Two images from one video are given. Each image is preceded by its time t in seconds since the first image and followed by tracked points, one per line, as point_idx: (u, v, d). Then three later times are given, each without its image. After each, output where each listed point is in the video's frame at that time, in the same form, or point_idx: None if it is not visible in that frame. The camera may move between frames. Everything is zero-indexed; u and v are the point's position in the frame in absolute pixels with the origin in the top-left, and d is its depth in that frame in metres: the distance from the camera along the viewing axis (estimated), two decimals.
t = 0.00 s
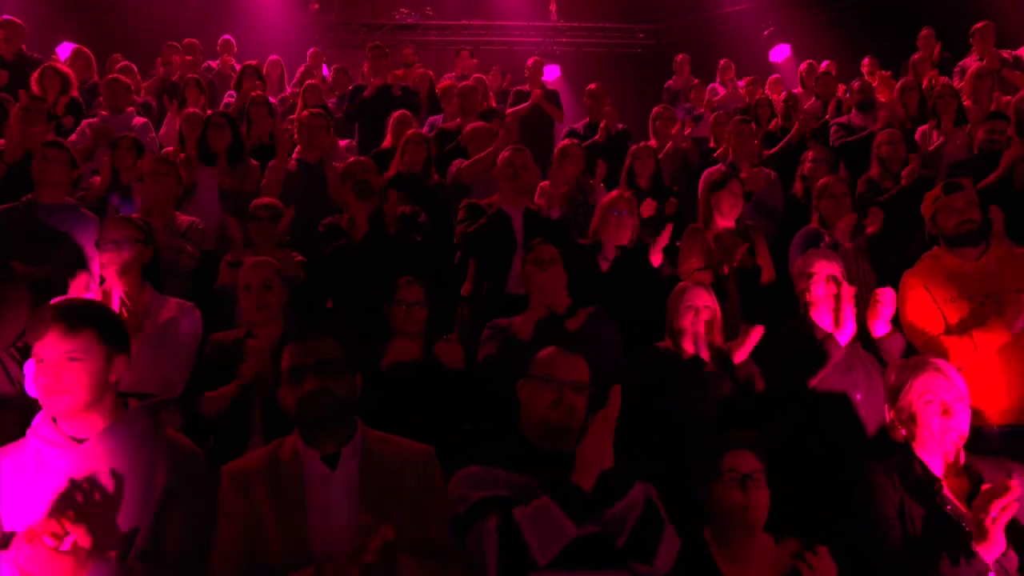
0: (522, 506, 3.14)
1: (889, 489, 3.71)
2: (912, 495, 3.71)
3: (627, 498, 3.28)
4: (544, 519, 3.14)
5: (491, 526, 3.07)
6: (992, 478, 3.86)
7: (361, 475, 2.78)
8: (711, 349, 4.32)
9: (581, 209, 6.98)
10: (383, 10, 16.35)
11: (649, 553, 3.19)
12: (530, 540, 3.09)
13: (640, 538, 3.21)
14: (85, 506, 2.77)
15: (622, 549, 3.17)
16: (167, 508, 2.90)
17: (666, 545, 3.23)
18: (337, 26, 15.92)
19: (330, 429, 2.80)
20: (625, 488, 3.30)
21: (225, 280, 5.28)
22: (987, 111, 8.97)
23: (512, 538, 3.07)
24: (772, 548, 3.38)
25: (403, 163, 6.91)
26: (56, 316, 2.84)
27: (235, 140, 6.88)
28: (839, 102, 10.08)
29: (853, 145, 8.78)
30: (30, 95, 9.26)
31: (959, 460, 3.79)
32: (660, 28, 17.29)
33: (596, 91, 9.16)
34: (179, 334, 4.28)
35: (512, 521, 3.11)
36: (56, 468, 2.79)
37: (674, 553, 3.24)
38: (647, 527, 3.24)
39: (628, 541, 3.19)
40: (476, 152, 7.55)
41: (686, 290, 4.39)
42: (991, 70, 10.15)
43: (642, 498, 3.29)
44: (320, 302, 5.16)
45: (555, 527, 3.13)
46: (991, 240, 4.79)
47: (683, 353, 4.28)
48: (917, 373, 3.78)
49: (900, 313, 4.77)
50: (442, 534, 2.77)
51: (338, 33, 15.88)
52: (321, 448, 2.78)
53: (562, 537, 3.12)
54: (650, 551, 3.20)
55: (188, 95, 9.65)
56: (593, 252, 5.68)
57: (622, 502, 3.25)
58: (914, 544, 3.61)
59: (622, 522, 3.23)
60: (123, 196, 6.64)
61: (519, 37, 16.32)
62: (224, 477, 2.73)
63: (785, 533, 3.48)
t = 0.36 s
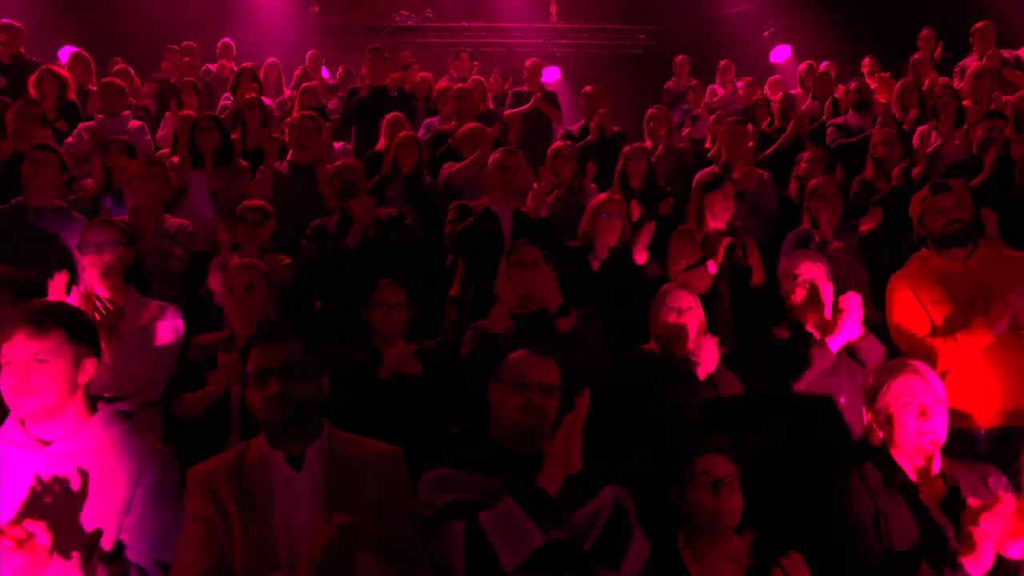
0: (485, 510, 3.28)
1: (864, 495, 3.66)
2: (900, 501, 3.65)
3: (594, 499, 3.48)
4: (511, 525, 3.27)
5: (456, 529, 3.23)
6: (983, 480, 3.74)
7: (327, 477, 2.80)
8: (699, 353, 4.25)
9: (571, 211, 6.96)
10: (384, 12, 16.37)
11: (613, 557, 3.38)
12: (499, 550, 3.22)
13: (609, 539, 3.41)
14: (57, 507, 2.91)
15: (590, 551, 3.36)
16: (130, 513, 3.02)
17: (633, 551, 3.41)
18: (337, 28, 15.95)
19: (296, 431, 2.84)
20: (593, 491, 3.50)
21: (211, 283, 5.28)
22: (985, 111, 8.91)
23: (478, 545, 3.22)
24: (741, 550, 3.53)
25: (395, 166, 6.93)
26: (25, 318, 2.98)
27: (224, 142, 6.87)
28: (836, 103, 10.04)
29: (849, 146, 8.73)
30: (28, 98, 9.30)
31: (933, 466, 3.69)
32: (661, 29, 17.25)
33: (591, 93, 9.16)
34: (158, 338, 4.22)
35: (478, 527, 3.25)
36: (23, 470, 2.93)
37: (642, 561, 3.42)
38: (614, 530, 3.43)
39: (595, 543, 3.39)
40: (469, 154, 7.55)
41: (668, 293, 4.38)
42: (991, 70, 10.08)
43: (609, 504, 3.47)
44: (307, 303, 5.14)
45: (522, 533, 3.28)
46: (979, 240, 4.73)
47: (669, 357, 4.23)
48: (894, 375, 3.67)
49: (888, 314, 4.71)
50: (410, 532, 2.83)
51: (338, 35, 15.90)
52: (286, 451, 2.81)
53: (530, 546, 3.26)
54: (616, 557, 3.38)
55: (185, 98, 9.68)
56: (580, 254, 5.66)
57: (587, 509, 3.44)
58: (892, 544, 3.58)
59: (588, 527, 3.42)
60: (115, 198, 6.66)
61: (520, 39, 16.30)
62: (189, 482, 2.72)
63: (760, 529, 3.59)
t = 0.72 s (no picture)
0: (443, 515, 3.24)
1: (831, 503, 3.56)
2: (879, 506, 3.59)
3: (560, 504, 3.44)
4: (472, 529, 3.20)
5: (415, 539, 3.16)
6: (949, 482, 3.73)
7: (289, 478, 2.81)
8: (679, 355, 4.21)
9: (560, 213, 6.97)
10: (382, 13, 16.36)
11: (578, 559, 3.39)
12: (457, 554, 3.15)
13: (572, 541, 3.41)
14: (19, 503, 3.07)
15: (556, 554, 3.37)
16: (90, 513, 3.36)
17: (598, 553, 3.40)
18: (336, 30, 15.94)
19: (260, 431, 2.82)
20: (559, 496, 3.45)
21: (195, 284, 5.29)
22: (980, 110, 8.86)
23: (439, 551, 3.15)
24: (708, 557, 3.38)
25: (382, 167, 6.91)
26: None
27: (210, 142, 6.92)
28: (831, 102, 10.00)
29: (842, 146, 8.69)
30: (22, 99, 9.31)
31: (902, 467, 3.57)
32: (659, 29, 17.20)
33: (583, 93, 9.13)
34: (135, 338, 4.16)
35: (436, 534, 3.18)
36: None
37: (608, 562, 3.40)
38: (575, 535, 3.43)
39: (560, 547, 3.39)
40: (458, 154, 7.53)
41: (648, 293, 4.23)
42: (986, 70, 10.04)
43: (574, 508, 3.45)
44: (289, 304, 5.11)
45: (482, 537, 3.19)
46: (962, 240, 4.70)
47: (652, 361, 4.20)
48: (868, 375, 3.52)
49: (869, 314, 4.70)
50: (369, 530, 2.87)
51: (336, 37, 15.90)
52: (247, 452, 2.80)
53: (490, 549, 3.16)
54: (578, 561, 3.39)
55: (178, 99, 9.70)
56: (564, 255, 5.64)
57: (552, 513, 3.41)
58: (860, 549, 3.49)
59: (554, 531, 3.40)
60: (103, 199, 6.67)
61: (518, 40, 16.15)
62: (151, 485, 2.74)
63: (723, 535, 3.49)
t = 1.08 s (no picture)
0: (403, 517, 3.21)
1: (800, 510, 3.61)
2: (846, 507, 3.55)
3: (526, 507, 3.34)
4: (430, 531, 3.15)
5: (375, 541, 3.11)
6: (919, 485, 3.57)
7: (253, 478, 2.82)
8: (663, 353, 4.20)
9: (549, 213, 6.95)
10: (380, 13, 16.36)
11: (545, 562, 3.29)
12: (414, 556, 3.10)
13: (535, 550, 3.29)
14: None
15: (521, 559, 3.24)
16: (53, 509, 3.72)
17: (564, 558, 3.32)
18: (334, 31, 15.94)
19: (223, 431, 2.85)
20: (524, 499, 3.36)
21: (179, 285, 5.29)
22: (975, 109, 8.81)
23: (397, 554, 3.09)
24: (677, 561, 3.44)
25: (371, 168, 6.92)
26: None
27: (199, 143, 6.94)
28: (826, 102, 9.95)
29: (835, 145, 8.64)
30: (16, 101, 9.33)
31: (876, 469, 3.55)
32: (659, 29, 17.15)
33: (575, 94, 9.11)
34: (112, 338, 4.22)
35: (394, 536, 3.13)
36: None
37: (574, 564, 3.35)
38: (545, 537, 3.33)
39: (526, 552, 3.27)
40: (447, 155, 7.52)
41: (626, 294, 4.18)
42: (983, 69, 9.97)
43: (538, 510, 3.34)
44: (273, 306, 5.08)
45: (440, 541, 3.13)
46: (946, 240, 4.69)
47: (632, 361, 4.16)
48: (840, 378, 3.52)
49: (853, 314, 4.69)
50: (337, 531, 2.85)
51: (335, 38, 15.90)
52: (211, 453, 2.83)
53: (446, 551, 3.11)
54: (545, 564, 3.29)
55: (172, 100, 9.72)
56: (549, 256, 5.62)
57: (520, 514, 3.31)
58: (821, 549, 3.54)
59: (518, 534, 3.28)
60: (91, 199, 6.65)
61: (516, 39, 16.08)
62: (114, 485, 2.76)
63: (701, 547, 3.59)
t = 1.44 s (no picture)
0: (362, 518, 3.35)
1: (768, 512, 3.59)
2: (812, 511, 3.43)
3: (488, 511, 3.54)
4: (387, 532, 3.35)
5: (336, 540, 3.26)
6: (886, 487, 3.38)
7: (217, 479, 2.86)
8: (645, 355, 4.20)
9: (537, 213, 6.93)
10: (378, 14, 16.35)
11: (509, 563, 3.50)
12: (371, 557, 3.30)
13: (500, 551, 3.50)
14: None
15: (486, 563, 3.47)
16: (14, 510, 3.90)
17: (528, 561, 3.53)
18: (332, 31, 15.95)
19: (186, 432, 2.86)
20: (486, 503, 3.55)
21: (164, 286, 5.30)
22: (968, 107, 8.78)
23: (351, 555, 3.26)
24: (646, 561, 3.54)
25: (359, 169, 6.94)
26: None
27: (188, 144, 6.96)
28: (820, 100, 9.91)
29: (828, 144, 8.61)
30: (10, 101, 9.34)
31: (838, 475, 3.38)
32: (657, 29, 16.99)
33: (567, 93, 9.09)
34: (90, 339, 4.24)
35: (353, 537, 3.30)
36: None
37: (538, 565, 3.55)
38: (507, 542, 3.53)
39: (491, 552, 3.49)
40: (436, 155, 7.51)
41: (610, 293, 4.23)
42: (977, 68, 9.94)
43: (503, 512, 3.56)
44: (257, 306, 5.07)
45: (397, 540, 3.36)
46: (928, 241, 4.65)
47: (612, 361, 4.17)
48: (807, 380, 3.33)
49: (835, 313, 4.63)
50: (301, 530, 2.92)
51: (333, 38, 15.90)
52: (175, 454, 2.86)
53: (406, 553, 3.36)
54: (510, 564, 3.50)
55: (166, 100, 9.73)
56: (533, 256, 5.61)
57: (478, 520, 3.50)
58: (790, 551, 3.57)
59: (482, 537, 3.50)
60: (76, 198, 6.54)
61: (514, 40, 16.01)
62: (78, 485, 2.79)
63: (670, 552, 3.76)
